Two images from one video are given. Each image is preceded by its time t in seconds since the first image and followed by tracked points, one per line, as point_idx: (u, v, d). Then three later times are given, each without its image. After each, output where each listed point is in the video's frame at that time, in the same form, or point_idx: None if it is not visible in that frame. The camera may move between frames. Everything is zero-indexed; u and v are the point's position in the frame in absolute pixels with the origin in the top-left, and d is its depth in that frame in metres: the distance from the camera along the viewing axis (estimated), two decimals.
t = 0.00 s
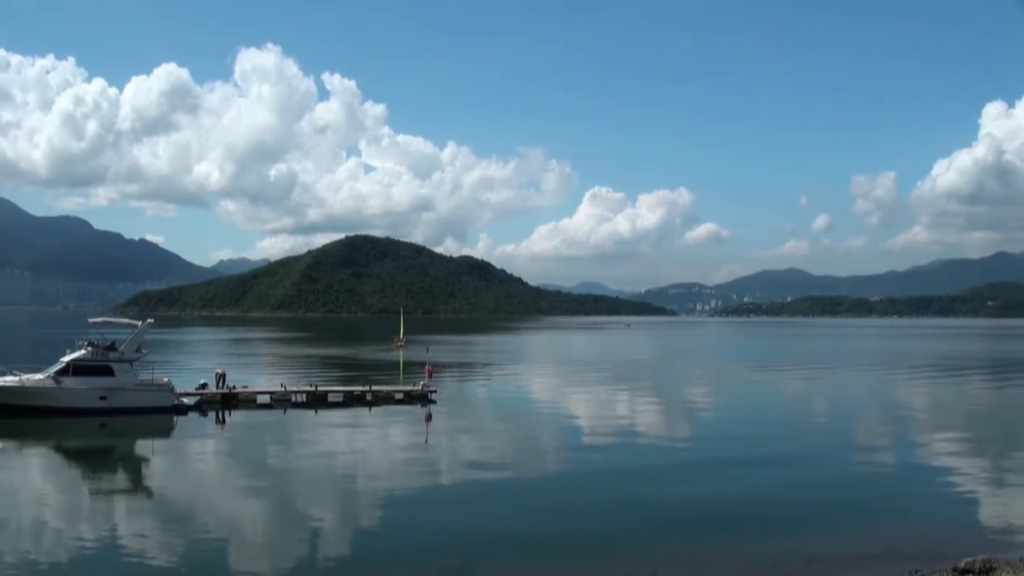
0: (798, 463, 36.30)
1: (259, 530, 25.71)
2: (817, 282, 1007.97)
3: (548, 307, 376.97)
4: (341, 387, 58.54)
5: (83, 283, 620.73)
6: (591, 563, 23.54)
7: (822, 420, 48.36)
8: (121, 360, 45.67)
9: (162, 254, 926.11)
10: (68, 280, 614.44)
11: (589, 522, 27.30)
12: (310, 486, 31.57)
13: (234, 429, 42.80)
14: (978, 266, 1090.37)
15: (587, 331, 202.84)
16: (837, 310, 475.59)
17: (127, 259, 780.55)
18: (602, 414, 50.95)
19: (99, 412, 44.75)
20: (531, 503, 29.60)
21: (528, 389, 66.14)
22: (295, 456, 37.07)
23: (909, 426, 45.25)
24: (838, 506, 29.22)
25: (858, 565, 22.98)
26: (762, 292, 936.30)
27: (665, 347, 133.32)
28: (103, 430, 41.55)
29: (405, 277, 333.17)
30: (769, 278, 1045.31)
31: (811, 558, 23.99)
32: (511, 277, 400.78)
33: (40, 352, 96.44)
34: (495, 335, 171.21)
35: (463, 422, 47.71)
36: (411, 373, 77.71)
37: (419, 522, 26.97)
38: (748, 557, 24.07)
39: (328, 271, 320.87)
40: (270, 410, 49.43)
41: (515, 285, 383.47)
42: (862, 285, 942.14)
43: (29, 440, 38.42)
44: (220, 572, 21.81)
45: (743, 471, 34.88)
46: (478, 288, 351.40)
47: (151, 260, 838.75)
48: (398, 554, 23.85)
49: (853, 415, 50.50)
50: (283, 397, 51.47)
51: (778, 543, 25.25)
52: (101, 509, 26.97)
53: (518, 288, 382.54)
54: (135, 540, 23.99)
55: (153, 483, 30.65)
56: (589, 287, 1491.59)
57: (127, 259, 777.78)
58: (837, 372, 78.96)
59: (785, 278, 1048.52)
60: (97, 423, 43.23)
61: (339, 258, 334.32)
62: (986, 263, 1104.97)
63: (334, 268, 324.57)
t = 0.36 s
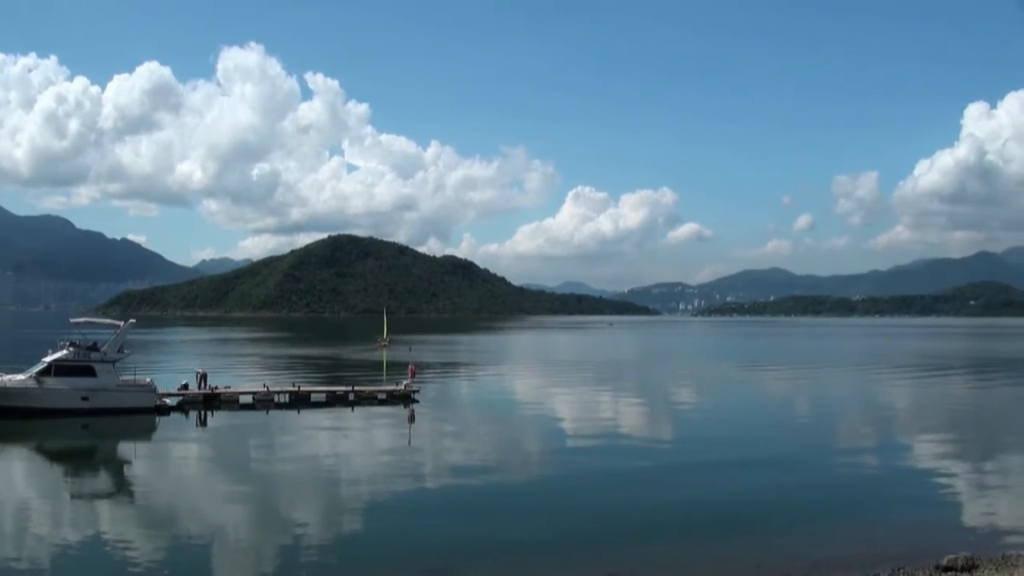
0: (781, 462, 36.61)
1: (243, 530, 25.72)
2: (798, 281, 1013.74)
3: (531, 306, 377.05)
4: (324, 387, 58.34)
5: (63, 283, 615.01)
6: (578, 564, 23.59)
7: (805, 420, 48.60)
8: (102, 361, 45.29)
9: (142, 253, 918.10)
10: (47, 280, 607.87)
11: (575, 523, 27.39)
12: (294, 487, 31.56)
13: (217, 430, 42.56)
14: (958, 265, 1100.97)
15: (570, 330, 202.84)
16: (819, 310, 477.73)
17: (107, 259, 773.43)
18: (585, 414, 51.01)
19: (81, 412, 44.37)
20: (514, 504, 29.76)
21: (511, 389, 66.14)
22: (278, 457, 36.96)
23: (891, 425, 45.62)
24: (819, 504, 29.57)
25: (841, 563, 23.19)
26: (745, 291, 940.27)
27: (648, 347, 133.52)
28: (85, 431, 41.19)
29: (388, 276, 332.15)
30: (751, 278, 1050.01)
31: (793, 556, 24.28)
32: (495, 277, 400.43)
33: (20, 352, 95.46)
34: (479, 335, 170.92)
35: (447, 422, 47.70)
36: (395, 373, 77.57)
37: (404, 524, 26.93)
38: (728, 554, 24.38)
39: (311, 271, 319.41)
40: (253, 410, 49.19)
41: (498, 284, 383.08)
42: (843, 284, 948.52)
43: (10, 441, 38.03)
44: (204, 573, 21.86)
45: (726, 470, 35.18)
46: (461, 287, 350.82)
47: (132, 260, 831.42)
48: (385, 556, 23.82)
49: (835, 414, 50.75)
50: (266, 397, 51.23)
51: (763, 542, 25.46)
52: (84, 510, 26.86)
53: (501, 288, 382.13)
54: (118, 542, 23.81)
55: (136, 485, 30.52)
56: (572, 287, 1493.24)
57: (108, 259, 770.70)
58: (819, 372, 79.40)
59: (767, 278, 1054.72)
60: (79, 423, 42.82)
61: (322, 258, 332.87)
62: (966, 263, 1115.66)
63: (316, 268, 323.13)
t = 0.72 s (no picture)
0: (767, 461, 36.80)
1: (228, 530, 25.60)
2: (781, 282, 1018.75)
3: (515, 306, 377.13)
4: (308, 387, 58.10)
5: (45, 282, 609.91)
6: (564, 564, 23.61)
7: (790, 420, 48.84)
8: (85, 361, 44.92)
9: (124, 253, 910.98)
10: (29, 281, 602.25)
11: (560, 522, 27.46)
12: (279, 487, 31.46)
13: (201, 430, 42.28)
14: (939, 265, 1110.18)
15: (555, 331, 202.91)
16: (801, 310, 480.24)
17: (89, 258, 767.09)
18: (570, 414, 51.01)
19: (64, 413, 43.99)
20: (499, 503, 29.75)
21: (495, 389, 66.13)
22: (262, 457, 36.83)
23: (874, 425, 45.90)
24: (804, 504, 29.73)
25: (823, 563, 23.38)
26: (729, 291, 944.35)
27: (632, 347, 133.77)
28: (68, 432, 40.82)
29: (372, 276, 331.25)
30: (735, 278, 1054.83)
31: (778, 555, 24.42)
32: (479, 277, 400.11)
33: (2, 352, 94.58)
34: (464, 335, 170.80)
35: (431, 422, 47.58)
36: (379, 373, 77.39)
37: (387, 522, 26.94)
38: (714, 554, 24.47)
39: (295, 270, 318.02)
40: (237, 411, 48.94)
41: (482, 284, 382.94)
42: (827, 283, 954.79)
43: None
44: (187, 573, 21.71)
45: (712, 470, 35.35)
46: (445, 287, 350.34)
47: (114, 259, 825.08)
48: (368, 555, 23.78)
49: (819, 414, 51.01)
50: (250, 398, 50.98)
51: (747, 541, 25.63)
52: (67, 512, 26.65)
53: (485, 287, 381.94)
54: (101, 543, 23.69)
55: (120, 486, 30.29)
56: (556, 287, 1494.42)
57: (89, 258, 764.45)
58: (802, 371, 79.97)
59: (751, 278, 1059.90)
60: (62, 424, 42.43)
61: (306, 257, 331.54)
62: (947, 263, 1125.84)
63: (300, 268, 321.78)
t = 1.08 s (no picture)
0: (749, 462, 37.10)
1: (210, 531, 25.57)
2: (763, 282, 1025.09)
3: (499, 306, 377.51)
4: (291, 388, 57.96)
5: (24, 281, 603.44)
6: (548, 563, 23.82)
7: (771, 420, 49.35)
8: (67, 361, 44.55)
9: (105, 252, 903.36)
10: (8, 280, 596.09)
11: (544, 522, 27.71)
12: (260, 488, 31.43)
13: (182, 431, 42.10)
14: (919, 267, 1120.48)
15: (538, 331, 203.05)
16: (784, 311, 483.54)
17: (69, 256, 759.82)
18: (553, 415, 51.13)
19: (44, 413, 43.65)
20: (480, 504, 29.88)
21: (478, 389, 66.34)
22: (244, 458, 36.72)
23: (856, 426, 46.27)
24: (786, 504, 30.05)
25: (803, 563, 23.61)
26: (711, 292, 948.92)
27: (614, 347, 134.10)
28: (49, 432, 40.47)
29: (355, 276, 330.29)
30: (717, 278, 1060.41)
31: (760, 555, 24.62)
32: (463, 278, 400.05)
33: None
34: (448, 335, 170.66)
35: (413, 423, 47.61)
36: (362, 373, 77.27)
37: (370, 522, 27.08)
38: (694, 554, 24.73)
39: (277, 270, 316.38)
40: (219, 411, 48.77)
41: (465, 284, 382.90)
42: (809, 284, 961.41)
43: None
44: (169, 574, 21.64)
45: (694, 470, 35.60)
46: (428, 288, 349.98)
47: (94, 258, 817.49)
48: (353, 555, 23.87)
49: (801, 414, 51.36)
50: (232, 398, 50.79)
51: (728, 541, 25.86)
52: (47, 513, 26.42)
53: (468, 287, 381.92)
54: (83, 544, 23.58)
55: (102, 485, 30.18)
56: (540, 287, 1497.21)
57: (69, 256, 757.37)
58: (783, 372, 80.65)
59: (733, 278, 1066.22)
60: (43, 424, 42.11)
61: (288, 257, 329.91)
62: (927, 265, 1136.57)
63: (283, 267, 320.26)
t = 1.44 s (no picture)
0: (730, 464, 37.40)
1: (192, 536, 25.47)
2: (744, 284, 1030.86)
3: (482, 308, 377.53)
4: (272, 390, 57.73)
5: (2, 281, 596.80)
6: (532, 565, 23.96)
7: (753, 422, 49.77)
8: (48, 363, 44.18)
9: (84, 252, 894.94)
10: None
11: (530, 525, 27.91)
12: (241, 492, 31.34)
13: (163, 433, 41.88)
14: (899, 270, 1130.18)
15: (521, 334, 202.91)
16: (766, 313, 486.61)
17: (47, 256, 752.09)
18: (536, 417, 51.28)
19: (25, 415, 43.29)
20: (463, 507, 29.99)
21: (462, 392, 66.43)
22: (226, 462, 36.56)
23: (836, 428, 46.66)
24: (767, 506, 30.32)
25: (783, 563, 23.87)
26: (692, 293, 953.08)
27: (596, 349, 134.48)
28: (30, 435, 40.13)
29: (337, 277, 329.13)
30: (699, 280, 1064.85)
31: (743, 557, 24.80)
32: (446, 279, 399.59)
33: None
34: (431, 336, 170.48)
35: (396, 426, 47.59)
36: (344, 375, 77.08)
37: (352, 526, 27.10)
38: (677, 556, 24.89)
39: (259, 271, 314.70)
40: (200, 413, 48.55)
41: (447, 285, 382.55)
42: (791, 286, 968.01)
43: None
44: None
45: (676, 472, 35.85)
46: (410, 289, 349.34)
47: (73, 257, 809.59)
48: (337, 558, 23.88)
49: (782, 416, 51.78)
50: (213, 400, 50.56)
51: (710, 543, 26.10)
52: (27, 518, 26.22)
53: (451, 289, 381.59)
54: (64, 549, 23.47)
55: (83, 490, 29.96)
56: (522, 289, 1497.74)
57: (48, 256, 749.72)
58: (765, 374, 81.22)
59: (714, 280, 1071.59)
60: (23, 427, 41.74)
61: (270, 258, 328.29)
62: (906, 268, 1147.14)
63: (265, 269, 318.63)
